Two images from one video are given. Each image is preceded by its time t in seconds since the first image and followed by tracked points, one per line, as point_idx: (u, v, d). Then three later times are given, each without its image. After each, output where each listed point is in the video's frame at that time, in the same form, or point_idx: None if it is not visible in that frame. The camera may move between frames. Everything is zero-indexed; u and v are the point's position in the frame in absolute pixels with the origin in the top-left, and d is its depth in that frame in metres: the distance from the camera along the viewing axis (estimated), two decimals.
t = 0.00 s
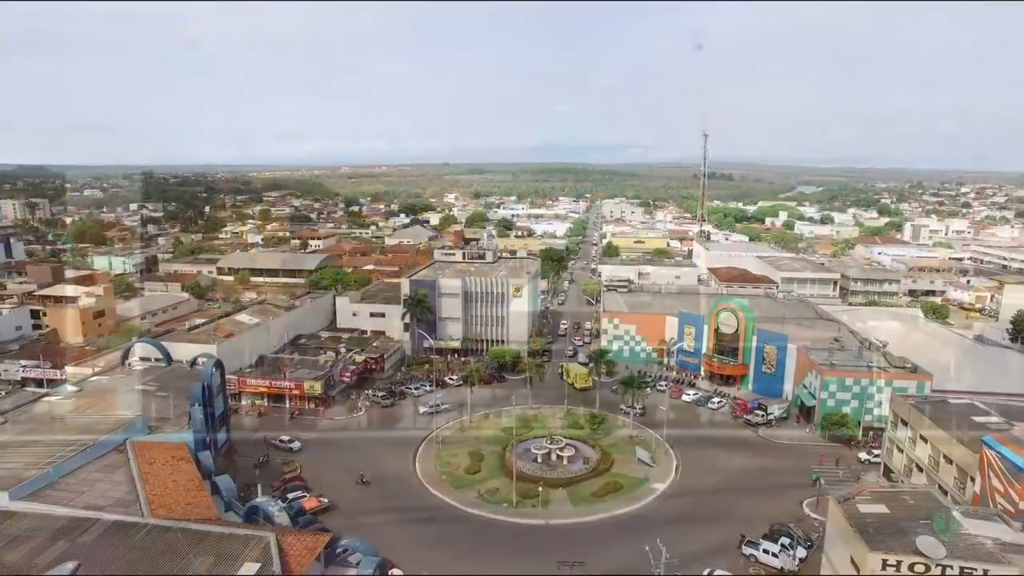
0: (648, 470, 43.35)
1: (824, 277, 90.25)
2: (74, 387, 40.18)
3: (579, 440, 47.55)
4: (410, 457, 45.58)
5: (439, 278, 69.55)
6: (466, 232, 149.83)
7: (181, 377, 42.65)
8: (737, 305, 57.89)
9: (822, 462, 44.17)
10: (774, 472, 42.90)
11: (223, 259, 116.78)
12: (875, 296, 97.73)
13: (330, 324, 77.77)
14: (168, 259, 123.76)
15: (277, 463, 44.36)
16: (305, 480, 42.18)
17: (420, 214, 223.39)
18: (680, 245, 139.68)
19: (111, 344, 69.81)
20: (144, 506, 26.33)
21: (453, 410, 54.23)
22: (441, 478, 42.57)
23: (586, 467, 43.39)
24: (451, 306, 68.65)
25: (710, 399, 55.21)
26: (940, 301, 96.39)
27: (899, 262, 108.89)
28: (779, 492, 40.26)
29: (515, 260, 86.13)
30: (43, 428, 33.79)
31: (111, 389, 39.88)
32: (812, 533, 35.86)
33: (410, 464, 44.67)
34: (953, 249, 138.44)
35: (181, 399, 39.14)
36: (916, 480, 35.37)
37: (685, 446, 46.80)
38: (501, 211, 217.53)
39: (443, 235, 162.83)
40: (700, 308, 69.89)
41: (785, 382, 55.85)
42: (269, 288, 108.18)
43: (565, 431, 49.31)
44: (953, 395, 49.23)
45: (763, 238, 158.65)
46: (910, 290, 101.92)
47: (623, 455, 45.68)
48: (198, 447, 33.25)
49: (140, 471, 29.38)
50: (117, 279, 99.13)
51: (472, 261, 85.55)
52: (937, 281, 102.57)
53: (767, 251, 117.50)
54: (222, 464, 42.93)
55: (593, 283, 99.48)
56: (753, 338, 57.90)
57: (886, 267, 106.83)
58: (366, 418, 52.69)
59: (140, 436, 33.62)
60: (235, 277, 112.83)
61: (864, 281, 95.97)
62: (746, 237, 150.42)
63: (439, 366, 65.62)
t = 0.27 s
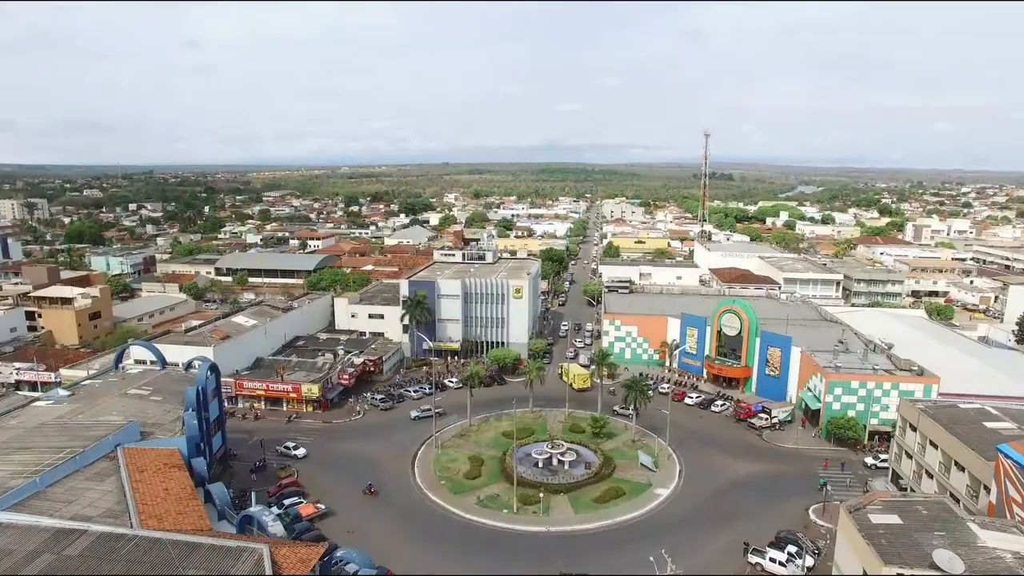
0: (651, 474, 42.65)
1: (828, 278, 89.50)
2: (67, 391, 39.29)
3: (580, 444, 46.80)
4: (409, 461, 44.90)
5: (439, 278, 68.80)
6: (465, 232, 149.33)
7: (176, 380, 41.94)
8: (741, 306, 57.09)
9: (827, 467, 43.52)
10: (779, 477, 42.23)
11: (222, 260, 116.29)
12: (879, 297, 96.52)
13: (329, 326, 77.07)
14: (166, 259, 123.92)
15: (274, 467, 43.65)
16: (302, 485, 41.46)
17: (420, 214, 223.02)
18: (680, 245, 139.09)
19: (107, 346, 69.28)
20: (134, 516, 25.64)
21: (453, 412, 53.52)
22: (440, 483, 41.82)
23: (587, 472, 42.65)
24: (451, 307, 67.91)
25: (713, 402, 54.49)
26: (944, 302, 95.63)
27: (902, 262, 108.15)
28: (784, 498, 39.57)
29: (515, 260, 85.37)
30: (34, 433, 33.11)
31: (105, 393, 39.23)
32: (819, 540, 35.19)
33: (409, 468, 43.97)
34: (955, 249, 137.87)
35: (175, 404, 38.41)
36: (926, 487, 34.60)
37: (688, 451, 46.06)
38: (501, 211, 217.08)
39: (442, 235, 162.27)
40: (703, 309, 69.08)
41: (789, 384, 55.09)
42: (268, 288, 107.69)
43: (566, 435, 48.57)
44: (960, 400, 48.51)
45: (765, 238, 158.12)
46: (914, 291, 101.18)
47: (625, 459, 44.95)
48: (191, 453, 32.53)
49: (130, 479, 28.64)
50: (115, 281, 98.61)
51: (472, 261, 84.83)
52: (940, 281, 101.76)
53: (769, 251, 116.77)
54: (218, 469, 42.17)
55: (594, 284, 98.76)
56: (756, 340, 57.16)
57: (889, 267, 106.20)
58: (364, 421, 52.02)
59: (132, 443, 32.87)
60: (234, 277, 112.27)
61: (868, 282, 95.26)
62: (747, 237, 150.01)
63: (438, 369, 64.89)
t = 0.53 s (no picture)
0: (654, 481, 41.80)
1: (830, 278, 88.74)
2: (55, 396, 38.35)
3: (582, 450, 45.90)
4: (407, 467, 44.02)
5: (438, 280, 67.90)
6: (465, 232, 148.47)
7: (168, 385, 41.09)
8: (744, 308, 56.26)
9: (834, 473, 42.69)
10: (785, 483, 41.33)
11: (219, 260, 115.31)
12: (883, 298, 95.35)
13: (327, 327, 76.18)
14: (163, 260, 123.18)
15: (269, 473, 42.75)
16: (297, 492, 40.54)
17: (419, 214, 222.17)
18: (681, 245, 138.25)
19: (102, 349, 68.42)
20: (120, 529, 24.76)
21: (452, 416, 52.60)
22: (438, 490, 40.91)
23: (589, 478, 41.75)
24: (450, 309, 67.05)
25: (716, 405, 53.64)
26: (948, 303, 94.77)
27: (905, 262, 107.33)
28: (790, 505, 38.69)
29: (515, 261, 84.52)
30: (20, 440, 32.26)
31: (95, 398, 38.38)
32: (827, 550, 34.26)
33: (407, 474, 43.09)
34: (957, 249, 137.10)
35: (167, 409, 37.51)
36: (937, 495, 33.76)
37: (691, 456, 45.17)
38: (501, 211, 216.19)
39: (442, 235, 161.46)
40: (705, 311, 68.18)
41: (793, 388, 54.27)
42: (265, 289, 106.72)
43: (567, 440, 47.68)
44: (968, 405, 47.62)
45: (766, 237, 157.35)
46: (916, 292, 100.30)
47: (627, 465, 44.08)
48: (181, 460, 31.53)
49: (117, 490, 27.80)
50: (111, 282, 97.92)
51: (471, 262, 83.96)
52: (944, 281, 101.02)
53: (771, 251, 115.87)
54: (211, 475, 41.31)
55: (594, 284, 97.93)
56: (760, 342, 56.35)
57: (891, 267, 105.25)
58: (361, 425, 51.15)
59: (121, 451, 32.02)
60: (231, 278, 111.29)
61: (872, 282, 94.38)
62: (748, 237, 149.30)
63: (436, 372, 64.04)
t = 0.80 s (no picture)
0: (657, 486, 41.06)
1: (833, 279, 88.00)
2: (46, 402, 37.60)
3: (583, 454, 45.13)
4: (406, 472, 43.32)
5: (437, 281, 67.12)
6: (465, 232, 147.80)
7: (162, 389, 40.34)
8: (747, 310, 55.61)
9: (839, 479, 41.96)
10: (791, 489, 40.62)
11: (217, 261, 114.49)
12: (885, 299, 94.41)
13: (325, 329, 75.44)
14: (161, 261, 122.51)
15: (265, 479, 41.99)
16: (294, 498, 39.76)
17: (419, 214, 221.38)
18: (682, 245, 137.46)
19: (97, 351, 67.71)
20: (106, 542, 24.05)
21: (451, 420, 51.85)
22: (437, 496, 40.13)
23: (590, 483, 41.01)
24: (449, 311, 66.34)
25: (719, 409, 52.90)
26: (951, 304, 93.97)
27: (908, 262, 106.57)
28: (796, 511, 37.96)
29: (515, 262, 83.75)
30: (7, 447, 31.49)
31: (86, 403, 37.66)
32: (834, 558, 33.47)
33: (406, 479, 42.36)
34: (960, 249, 136.14)
35: (160, 415, 36.79)
36: (947, 503, 33.04)
37: (695, 460, 44.42)
38: (501, 211, 215.40)
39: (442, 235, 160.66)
40: (707, 313, 67.44)
41: (796, 390, 53.55)
42: (263, 290, 105.89)
43: (568, 444, 46.92)
44: (975, 409, 46.82)
45: (767, 237, 156.54)
46: (919, 292, 99.56)
47: (630, 470, 43.35)
48: (174, 468, 30.90)
49: (105, 500, 27.12)
50: (108, 282, 97.13)
51: (471, 263, 83.18)
52: (947, 283, 100.23)
53: (772, 252, 115.09)
54: (206, 481, 40.56)
55: (595, 285, 97.17)
56: (763, 344, 55.68)
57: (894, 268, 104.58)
58: (359, 429, 50.40)
59: (110, 459, 31.28)
60: (229, 278, 110.46)
61: (874, 283, 93.52)
62: (749, 237, 148.55)
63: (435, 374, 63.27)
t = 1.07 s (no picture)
0: (659, 493, 40.14)
1: (836, 280, 87.02)
2: (33, 407, 36.70)
3: (584, 460, 44.21)
4: (403, 478, 42.43)
5: (435, 282, 66.19)
6: (465, 232, 146.84)
7: (153, 394, 39.46)
8: (750, 312, 54.74)
9: (846, 485, 41.05)
10: (797, 496, 39.68)
11: (214, 262, 113.47)
12: (890, 300, 93.23)
13: (322, 331, 74.54)
14: (158, 261, 121.57)
15: (259, 486, 41.09)
16: (288, 506, 38.85)
17: (418, 214, 220.41)
18: (683, 245, 136.34)
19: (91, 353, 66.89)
20: (89, 559, 23.13)
21: (450, 424, 50.96)
22: (435, 503, 39.23)
23: (592, 490, 40.09)
24: (448, 312, 65.41)
25: (722, 412, 52.06)
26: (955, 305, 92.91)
27: (911, 263, 105.51)
28: (802, 519, 37.02)
29: (514, 263, 82.79)
30: None
31: (74, 409, 36.76)
32: (843, 569, 32.56)
33: (403, 485, 41.48)
34: (963, 249, 134.95)
35: (151, 422, 35.90)
36: (961, 513, 32.18)
37: (698, 467, 43.50)
38: (500, 211, 214.31)
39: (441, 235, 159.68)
40: (710, 314, 66.55)
41: (801, 394, 52.71)
42: (261, 291, 104.92)
43: (569, 450, 46.03)
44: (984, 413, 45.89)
45: (769, 237, 155.47)
46: (923, 293, 98.48)
47: (631, 476, 42.43)
48: (163, 477, 30.07)
49: (90, 513, 26.29)
50: (104, 283, 96.24)
51: (470, 264, 82.27)
52: (950, 283, 99.18)
53: (774, 252, 114.08)
54: (198, 488, 39.61)
55: (596, 286, 96.20)
56: (767, 346, 54.81)
57: (897, 268, 103.51)
58: (356, 433, 49.48)
59: (97, 469, 30.46)
60: (226, 279, 109.43)
61: (878, 284, 92.40)
62: (751, 237, 147.42)
63: (434, 377, 62.35)
